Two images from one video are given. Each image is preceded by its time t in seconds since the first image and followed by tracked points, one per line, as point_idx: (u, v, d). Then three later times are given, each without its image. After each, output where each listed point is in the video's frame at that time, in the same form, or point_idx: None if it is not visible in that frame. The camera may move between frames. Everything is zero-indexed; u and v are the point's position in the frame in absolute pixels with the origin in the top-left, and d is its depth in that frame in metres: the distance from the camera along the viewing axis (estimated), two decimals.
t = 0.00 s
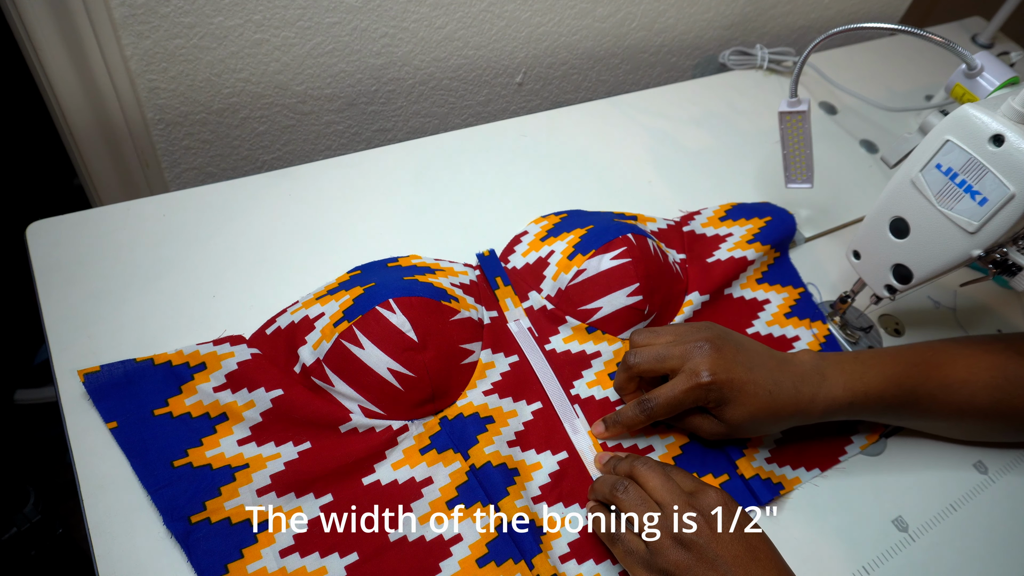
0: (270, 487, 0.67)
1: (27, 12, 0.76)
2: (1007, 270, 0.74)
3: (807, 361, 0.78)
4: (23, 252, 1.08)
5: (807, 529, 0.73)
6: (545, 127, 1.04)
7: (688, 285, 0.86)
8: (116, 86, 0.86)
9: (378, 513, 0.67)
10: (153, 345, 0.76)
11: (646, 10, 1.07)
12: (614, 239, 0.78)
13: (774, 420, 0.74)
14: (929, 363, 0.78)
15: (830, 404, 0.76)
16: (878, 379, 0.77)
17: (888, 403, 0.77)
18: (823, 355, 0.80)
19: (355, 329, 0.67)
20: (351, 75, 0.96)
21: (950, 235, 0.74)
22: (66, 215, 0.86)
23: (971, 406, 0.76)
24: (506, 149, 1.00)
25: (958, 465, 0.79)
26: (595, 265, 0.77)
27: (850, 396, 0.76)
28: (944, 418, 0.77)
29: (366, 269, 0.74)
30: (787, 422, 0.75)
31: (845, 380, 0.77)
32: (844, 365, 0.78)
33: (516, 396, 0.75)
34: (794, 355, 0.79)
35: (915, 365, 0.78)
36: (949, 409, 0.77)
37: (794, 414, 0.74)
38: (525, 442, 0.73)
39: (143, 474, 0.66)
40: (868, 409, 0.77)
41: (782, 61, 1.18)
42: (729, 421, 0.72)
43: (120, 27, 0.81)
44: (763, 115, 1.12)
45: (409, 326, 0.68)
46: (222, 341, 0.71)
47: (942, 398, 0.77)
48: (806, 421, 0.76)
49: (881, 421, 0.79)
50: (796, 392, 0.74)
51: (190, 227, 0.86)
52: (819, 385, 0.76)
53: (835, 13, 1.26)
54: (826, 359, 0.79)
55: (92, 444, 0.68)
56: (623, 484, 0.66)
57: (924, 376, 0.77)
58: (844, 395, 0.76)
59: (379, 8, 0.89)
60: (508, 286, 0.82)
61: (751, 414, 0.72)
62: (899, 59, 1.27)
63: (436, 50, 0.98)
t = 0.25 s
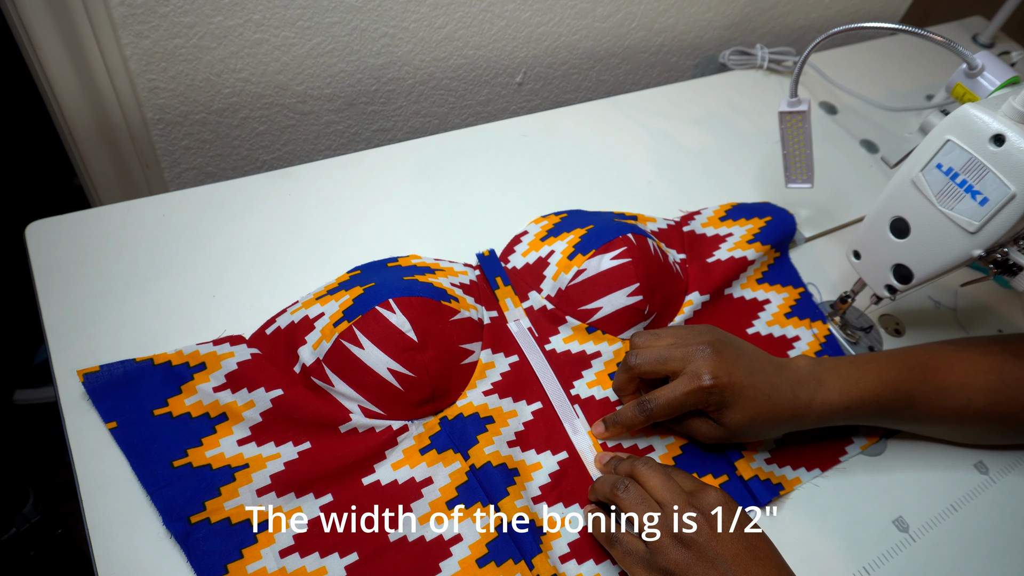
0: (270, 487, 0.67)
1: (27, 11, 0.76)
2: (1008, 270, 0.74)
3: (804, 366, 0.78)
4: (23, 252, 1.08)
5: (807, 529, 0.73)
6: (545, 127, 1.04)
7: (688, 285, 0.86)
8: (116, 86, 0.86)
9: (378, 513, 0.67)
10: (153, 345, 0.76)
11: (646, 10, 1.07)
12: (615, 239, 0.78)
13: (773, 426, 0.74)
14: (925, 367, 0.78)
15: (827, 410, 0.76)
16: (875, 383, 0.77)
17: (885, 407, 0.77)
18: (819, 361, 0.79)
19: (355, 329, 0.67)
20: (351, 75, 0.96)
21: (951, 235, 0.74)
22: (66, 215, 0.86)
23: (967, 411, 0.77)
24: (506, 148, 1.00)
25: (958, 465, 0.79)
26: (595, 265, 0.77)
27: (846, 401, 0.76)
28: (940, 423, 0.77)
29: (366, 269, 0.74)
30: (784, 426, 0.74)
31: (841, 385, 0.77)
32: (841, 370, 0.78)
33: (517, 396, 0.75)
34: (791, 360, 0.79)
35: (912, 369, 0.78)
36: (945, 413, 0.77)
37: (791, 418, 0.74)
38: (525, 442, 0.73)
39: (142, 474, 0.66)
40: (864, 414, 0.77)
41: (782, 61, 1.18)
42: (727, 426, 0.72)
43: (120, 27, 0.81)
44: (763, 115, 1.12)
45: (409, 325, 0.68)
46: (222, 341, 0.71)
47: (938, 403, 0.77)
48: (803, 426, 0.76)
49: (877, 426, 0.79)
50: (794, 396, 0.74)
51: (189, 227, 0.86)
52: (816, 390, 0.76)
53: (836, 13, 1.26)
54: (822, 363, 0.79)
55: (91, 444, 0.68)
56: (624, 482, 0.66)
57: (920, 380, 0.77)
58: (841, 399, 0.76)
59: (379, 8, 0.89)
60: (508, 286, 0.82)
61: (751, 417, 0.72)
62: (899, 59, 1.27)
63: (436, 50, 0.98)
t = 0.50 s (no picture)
0: (270, 487, 0.67)
1: (27, 11, 0.76)
2: (1008, 270, 0.74)
3: (798, 367, 0.78)
4: (23, 252, 1.08)
5: (807, 529, 0.73)
6: (545, 127, 1.04)
7: (688, 285, 0.86)
8: (116, 86, 0.86)
9: (378, 513, 0.67)
10: (153, 345, 0.76)
11: (646, 10, 1.07)
12: (615, 239, 0.78)
13: (768, 426, 0.74)
14: (921, 367, 0.78)
15: (821, 410, 0.76)
16: (870, 383, 0.77)
17: (880, 408, 0.77)
18: (814, 362, 0.79)
19: (355, 329, 0.67)
20: (351, 75, 0.96)
21: (950, 235, 0.74)
22: (66, 215, 0.86)
23: (963, 411, 0.77)
24: (506, 148, 1.00)
25: (958, 465, 0.79)
26: (595, 265, 0.77)
27: (840, 401, 0.76)
28: (935, 423, 0.77)
29: (366, 269, 0.74)
30: (778, 427, 0.74)
31: (835, 385, 0.76)
32: (835, 371, 0.78)
33: (517, 396, 0.75)
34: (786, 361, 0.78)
35: (908, 369, 0.78)
36: (941, 413, 0.77)
37: (785, 419, 0.74)
38: (525, 442, 0.73)
39: (143, 474, 0.66)
40: (859, 415, 0.77)
41: (783, 61, 1.18)
42: (724, 428, 0.72)
43: (120, 27, 0.81)
44: (763, 115, 1.12)
45: (409, 325, 0.68)
46: (222, 341, 0.71)
47: (933, 403, 0.77)
48: (796, 427, 0.76)
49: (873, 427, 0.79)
50: (788, 397, 0.74)
51: (189, 227, 0.86)
52: (810, 390, 0.76)
53: (836, 13, 1.26)
54: (817, 364, 0.79)
55: (91, 444, 0.68)
56: (625, 482, 0.66)
57: (915, 380, 0.77)
58: (836, 400, 0.76)
59: (379, 8, 0.89)
60: (508, 286, 0.82)
61: (747, 418, 0.72)
62: (899, 59, 1.27)
63: (436, 50, 0.98)
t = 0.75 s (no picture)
0: (270, 487, 0.67)
1: (27, 11, 0.76)
2: (1008, 270, 0.74)
3: (800, 368, 0.78)
4: (23, 252, 1.08)
5: (807, 529, 0.73)
6: (545, 127, 1.04)
7: (688, 285, 0.86)
8: (116, 86, 0.86)
9: (378, 513, 0.67)
10: (153, 345, 0.76)
11: (646, 10, 1.07)
12: (615, 239, 0.78)
13: (768, 427, 0.74)
14: (925, 370, 0.78)
15: (824, 411, 0.76)
16: (874, 385, 0.77)
17: (883, 410, 0.77)
18: (816, 363, 0.79)
19: (355, 329, 0.67)
20: (351, 75, 0.96)
21: (950, 235, 0.74)
22: (66, 215, 0.86)
23: (966, 413, 0.77)
24: (505, 148, 1.00)
25: (958, 465, 0.79)
26: (595, 265, 0.77)
27: (844, 402, 0.76)
28: (937, 425, 0.78)
29: (366, 269, 0.74)
30: (780, 429, 0.74)
31: (838, 386, 0.77)
32: (837, 372, 0.78)
33: (517, 396, 0.75)
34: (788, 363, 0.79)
35: (912, 372, 0.78)
36: (943, 416, 0.77)
37: (787, 420, 0.74)
38: (525, 442, 0.73)
39: (142, 474, 0.66)
40: (862, 416, 0.77)
41: (782, 61, 1.18)
42: (723, 428, 0.72)
43: (120, 27, 0.81)
44: (763, 115, 1.12)
45: (409, 325, 0.68)
46: (222, 341, 0.71)
47: (937, 405, 0.77)
48: (799, 428, 0.76)
49: (876, 427, 0.79)
50: (790, 398, 0.74)
51: (189, 227, 0.86)
52: (813, 391, 0.76)
53: (836, 13, 1.26)
54: (820, 366, 0.79)
55: (91, 444, 0.68)
56: (627, 482, 0.66)
57: (920, 383, 0.77)
58: (838, 401, 0.76)
59: (379, 8, 0.89)
60: (508, 286, 0.82)
61: (745, 418, 0.72)
62: (899, 59, 1.27)
63: (436, 50, 0.98)
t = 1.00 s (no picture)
0: (270, 487, 0.67)
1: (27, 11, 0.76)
2: (1008, 270, 0.74)
3: (795, 364, 0.78)
4: (23, 251, 1.08)
5: (807, 529, 0.73)
6: (545, 127, 1.04)
7: (688, 284, 0.86)
8: (116, 86, 0.86)
9: (378, 513, 0.67)
10: (153, 345, 0.76)
11: (646, 10, 1.07)
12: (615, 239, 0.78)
13: (762, 421, 0.73)
14: (922, 364, 0.78)
15: (819, 405, 0.75)
16: (868, 379, 0.77)
17: (877, 404, 0.77)
18: (812, 357, 0.79)
19: (355, 329, 0.67)
20: (351, 75, 0.96)
21: (950, 235, 0.74)
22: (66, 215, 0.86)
23: (963, 406, 0.77)
24: (505, 148, 1.00)
25: (958, 466, 0.79)
26: (595, 265, 0.77)
27: (839, 396, 0.76)
28: (932, 419, 0.78)
29: (366, 269, 0.74)
30: (775, 422, 0.74)
31: (834, 380, 0.76)
32: (833, 367, 0.78)
33: (517, 396, 0.75)
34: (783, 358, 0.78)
35: (908, 366, 0.78)
36: (938, 410, 0.77)
37: (781, 414, 0.74)
38: (525, 442, 0.73)
39: (143, 475, 0.66)
40: (858, 410, 0.77)
41: (782, 61, 1.18)
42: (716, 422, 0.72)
43: (120, 27, 0.81)
44: (763, 115, 1.12)
45: (409, 325, 0.68)
46: (222, 341, 0.71)
47: (931, 399, 0.77)
48: (794, 422, 0.75)
49: (877, 424, 0.79)
50: (784, 391, 0.74)
51: (189, 227, 0.86)
52: (807, 385, 0.76)
53: (836, 13, 1.26)
54: (814, 361, 0.78)
55: (91, 444, 0.68)
56: (630, 484, 0.66)
57: (916, 377, 0.77)
58: (832, 395, 0.76)
59: (379, 8, 0.89)
60: (508, 286, 0.82)
61: (737, 412, 0.72)
62: (899, 59, 1.27)
63: (436, 50, 0.98)
